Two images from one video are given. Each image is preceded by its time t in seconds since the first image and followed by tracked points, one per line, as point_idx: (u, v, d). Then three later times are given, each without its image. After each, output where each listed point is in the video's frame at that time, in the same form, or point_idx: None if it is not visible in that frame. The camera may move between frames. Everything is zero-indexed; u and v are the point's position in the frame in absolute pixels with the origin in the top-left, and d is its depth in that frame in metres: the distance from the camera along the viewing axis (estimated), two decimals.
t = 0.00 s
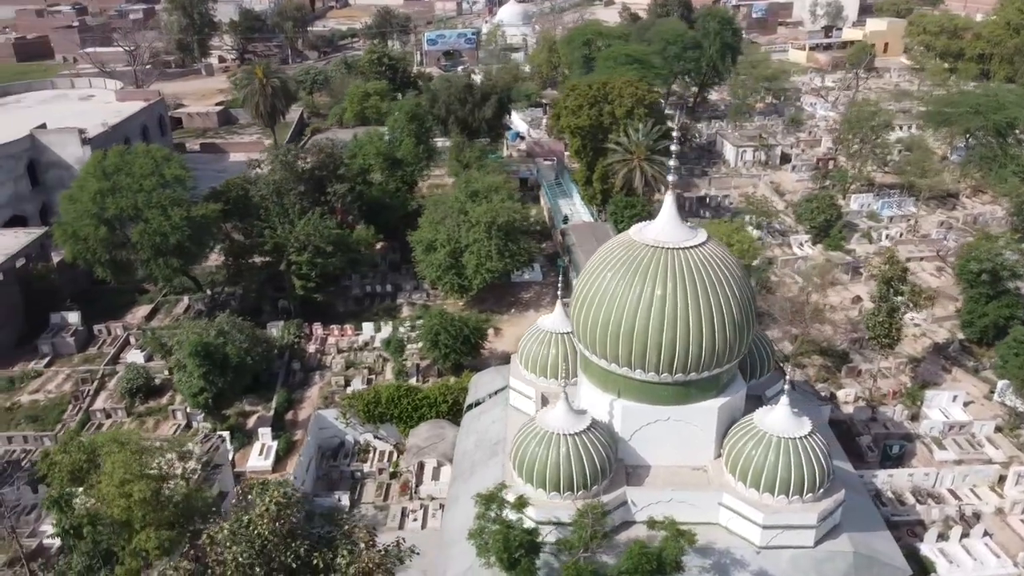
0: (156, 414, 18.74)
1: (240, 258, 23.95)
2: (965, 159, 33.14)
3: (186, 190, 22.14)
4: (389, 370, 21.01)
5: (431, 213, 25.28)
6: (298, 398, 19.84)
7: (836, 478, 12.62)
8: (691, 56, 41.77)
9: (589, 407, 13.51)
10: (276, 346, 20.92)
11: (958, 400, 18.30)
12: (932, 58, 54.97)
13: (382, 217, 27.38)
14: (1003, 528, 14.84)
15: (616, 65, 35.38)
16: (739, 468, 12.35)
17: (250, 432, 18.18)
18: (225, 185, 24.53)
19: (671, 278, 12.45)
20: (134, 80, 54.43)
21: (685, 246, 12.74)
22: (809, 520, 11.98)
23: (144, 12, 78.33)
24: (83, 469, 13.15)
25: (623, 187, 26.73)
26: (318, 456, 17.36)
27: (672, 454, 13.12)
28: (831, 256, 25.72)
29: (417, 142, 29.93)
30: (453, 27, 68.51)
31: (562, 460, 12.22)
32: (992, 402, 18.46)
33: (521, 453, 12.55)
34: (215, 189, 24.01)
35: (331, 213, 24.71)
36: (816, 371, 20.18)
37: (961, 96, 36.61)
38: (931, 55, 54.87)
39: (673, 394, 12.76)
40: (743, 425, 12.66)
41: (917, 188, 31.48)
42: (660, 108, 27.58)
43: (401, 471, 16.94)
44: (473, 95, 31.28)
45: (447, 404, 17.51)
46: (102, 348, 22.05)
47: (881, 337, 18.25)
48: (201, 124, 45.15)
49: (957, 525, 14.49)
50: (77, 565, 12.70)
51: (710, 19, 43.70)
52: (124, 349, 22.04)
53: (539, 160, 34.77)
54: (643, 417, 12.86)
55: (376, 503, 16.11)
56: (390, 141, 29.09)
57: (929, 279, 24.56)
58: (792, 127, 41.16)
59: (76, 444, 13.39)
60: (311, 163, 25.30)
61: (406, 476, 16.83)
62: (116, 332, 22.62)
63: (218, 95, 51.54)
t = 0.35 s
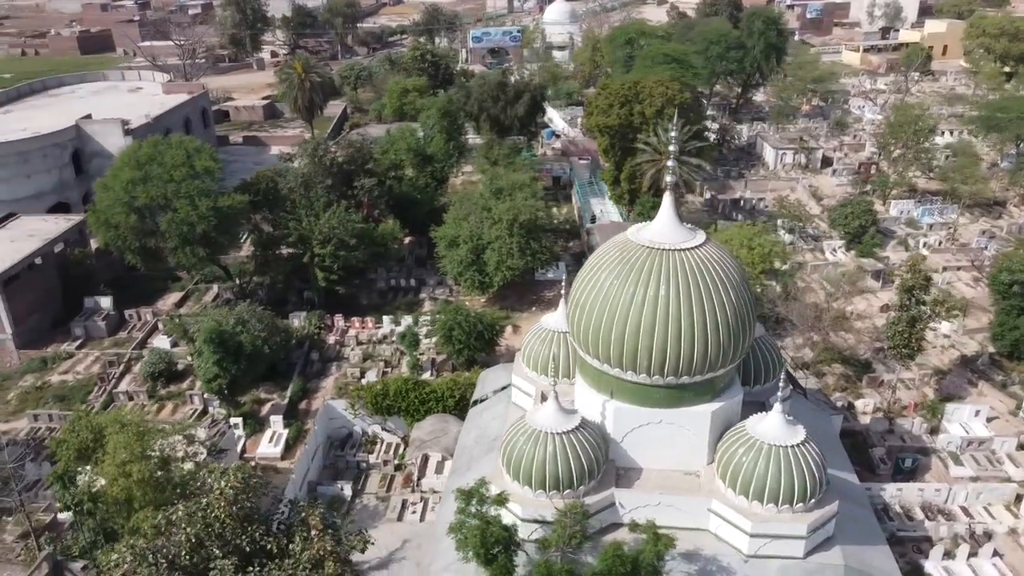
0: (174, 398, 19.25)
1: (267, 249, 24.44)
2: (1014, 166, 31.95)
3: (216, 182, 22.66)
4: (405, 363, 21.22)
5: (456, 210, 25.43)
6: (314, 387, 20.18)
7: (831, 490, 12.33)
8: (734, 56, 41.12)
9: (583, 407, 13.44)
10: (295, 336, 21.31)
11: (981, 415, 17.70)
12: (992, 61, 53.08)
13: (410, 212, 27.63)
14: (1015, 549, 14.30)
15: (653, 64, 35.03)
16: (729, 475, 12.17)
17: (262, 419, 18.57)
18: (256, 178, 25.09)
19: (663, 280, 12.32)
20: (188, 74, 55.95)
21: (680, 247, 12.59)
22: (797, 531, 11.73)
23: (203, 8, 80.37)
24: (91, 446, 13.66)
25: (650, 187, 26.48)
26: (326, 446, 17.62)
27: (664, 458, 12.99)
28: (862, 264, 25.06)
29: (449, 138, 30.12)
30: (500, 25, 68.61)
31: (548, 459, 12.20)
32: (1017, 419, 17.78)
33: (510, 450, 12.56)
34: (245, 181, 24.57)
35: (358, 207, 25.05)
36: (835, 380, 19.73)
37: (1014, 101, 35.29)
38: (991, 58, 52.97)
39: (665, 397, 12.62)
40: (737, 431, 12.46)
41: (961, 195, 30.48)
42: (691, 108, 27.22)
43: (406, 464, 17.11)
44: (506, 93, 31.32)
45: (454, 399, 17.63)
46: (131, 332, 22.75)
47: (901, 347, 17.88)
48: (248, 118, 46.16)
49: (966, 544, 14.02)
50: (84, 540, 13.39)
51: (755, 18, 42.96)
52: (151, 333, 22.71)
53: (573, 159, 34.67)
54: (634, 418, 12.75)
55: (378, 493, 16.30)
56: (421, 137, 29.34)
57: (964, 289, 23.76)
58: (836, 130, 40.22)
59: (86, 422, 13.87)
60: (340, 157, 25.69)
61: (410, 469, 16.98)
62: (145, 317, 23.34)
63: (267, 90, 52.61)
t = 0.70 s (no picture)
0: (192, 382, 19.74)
1: (294, 240, 24.90)
2: None
3: (245, 173, 23.17)
4: (420, 357, 21.41)
5: (480, 206, 25.54)
6: (329, 377, 20.50)
7: (822, 500, 12.09)
8: (777, 57, 40.40)
9: (576, 406, 13.41)
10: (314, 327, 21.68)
11: (1002, 431, 17.11)
12: None
13: (437, 208, 27.85)
14: None
15: (690, 64, 34.64)
16: (717, 479, 12.01)
17: (275, 407, 18.94)
18: (285, 170, 25.60)
19: (654, 281, 12.24)
20: (239, 68, 57.23)
21: (673, 249, 12.47)
22: (783, 540, 11.53)
23: (259, 4, 82.10)
24: (100, 425, 14.20)
25: (677, 188, 26.21)
26: (335, 435, 17.90)
27: (654, 461, 12.88)
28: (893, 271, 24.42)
29: (479, 135, 30.27)
30: (548, 22, 68.57)
31: (534, 456, 12.21)
32: None
33: (498, 446, 12.59)
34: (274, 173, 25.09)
35: (383, 202, 25.35)
36: (854, 389, 19.26)
37: None
38: None
39: (656, 399, 12.53)
40: (728, 435, 12.29)
41: (1006, 203, 29.44)
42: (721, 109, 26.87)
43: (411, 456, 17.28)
44: (539, 91, 31.32)
45: (460, 394, 17.73)
46: (160, 318, 23.42)
47: (920, 358, 17.38)
48: (292, 112, 47.03)
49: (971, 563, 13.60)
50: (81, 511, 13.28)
51: (800, 18, 42.12)
52: (179, 320, 23.34)
53: (606, 158, 34.50)
54: (624, 419, 12.67)
55: (381, 484, 16.51)
56: (451, 133, 29.55)
57: (999, 301, 22.96)
58: (882, 134, 39.18)
59: (96, 403, 14.43)
60: (368, 151, 26.01)
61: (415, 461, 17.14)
62: (174, 303, 24.01)
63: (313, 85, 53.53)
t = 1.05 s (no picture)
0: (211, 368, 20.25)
1: (320, 233, 25.33)
2: None
3: (273, 167, 23.67)
4: (435, 352, 21.58)
5: (504, 204, 25.59)
6: (345, 369, 20.80)
7: (811, 510, 11.87)
8: (820, 59, 39.56)
9: (567, 406, 13.38)
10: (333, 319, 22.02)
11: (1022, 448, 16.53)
12: None
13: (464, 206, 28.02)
14: None
15: (727, 64, 34.16)
16: (703, 485, 11.88)
17: (289, 397, 19.31)
18: (314, 165, 26.08)
19: (645, 283, 12.15)
20: (287, 64, 58.33)
21: (665, 251, 12.37)
22: (767, 549, 11.36)
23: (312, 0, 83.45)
24: (108, 407, 14.58)
25: (704, 191, 25.89)
26: (343, 426, 18.16)
27: (643, 464, 12.78)
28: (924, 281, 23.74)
29: (509, 133, 30.32)
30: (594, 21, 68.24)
31: (519, 454, 12.22)
32: None
33: (486, 443, 12.63)
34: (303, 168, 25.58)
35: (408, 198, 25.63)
36: (871, 400, 18.81)
37: None
38: None
39: (645, 402, 12.46)
40: (716, 441, 12.15)
41: None
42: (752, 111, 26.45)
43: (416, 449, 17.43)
44: (571, 90, 31.25)
45: (467, 390, 17.88)
46: (188, 306, 24.05)
47: (936, 370, 16.87)
48: (335, 107, 47.73)
49: None
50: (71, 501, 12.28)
51: (847, 19, 41.14)
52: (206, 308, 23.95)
53: (640, 159, 34.24)
54: (614, 421, 12.61)
55: (384, 475, 16.69)
56: (481, 131, 29.68)
57: None
58: (929, 139, 38.03)
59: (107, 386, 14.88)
60: (396, 147, 26.31)
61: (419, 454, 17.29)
62: (202, 292, 24.64)
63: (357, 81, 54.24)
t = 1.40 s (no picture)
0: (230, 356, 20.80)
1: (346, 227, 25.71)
2: None
3: (300, 161, 24.15)
4: (451, 347, 21.75)
5: (527, 202, 25.62)
6: (361, 361, 21.10)
7: (798, 520, 11.67)
8: (866, 61, 38.63)
9: (559, 405, 13.36)
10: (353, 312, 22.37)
11: None
12: None
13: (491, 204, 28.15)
14: None
15: (765, 66, 33.61)
16: (688, 489, 11.76)
17: (303, 387, 19.67)
18: (343, 160, 26.53)
19: (635, 282, 12.06)
20: (335, 61, 59.28)
21: (656, 251, 12.27)
22: (748, 557, 11.22)
23: None
24: (119, 389, 15.15)
25: (730, 194, 25.53)
26: (353, 417, 18.43)
27: (632, 466, 12.71)
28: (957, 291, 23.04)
29: (539, 132, 30.32)
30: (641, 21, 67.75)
31: (505, 450, 12.29)
32: None
33: (474, 439, 12.71)
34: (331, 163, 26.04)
35: (433, 196, 25.88)
36: (888, 411, 18.35)
37: None
38: None
39: (634, 403, 12.39)
40: (704, 445, 12.02)
41: None
42: (783, 114, 25.98)
43: (421, 441, 17.60)
44: (603, 90, 31.11)
45: (474, 386, 18.13)
46: (216, 295, 24.68)
47: (953, 383, 16.39)
48: (377, 103, 48.34)
49: None
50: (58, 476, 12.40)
51: (896, 21, 40.06)
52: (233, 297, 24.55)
53: (673, 160, 33.93)
54: (602, 421, 12.58)
55: (388, 467, 16.91)
56: (510, 129, 29.78)
57: None
58: (977, 145, 36.83)
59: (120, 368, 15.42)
60: (423, 145, 26.59)
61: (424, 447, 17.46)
62: (231, 282, 25.26)
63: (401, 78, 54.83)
